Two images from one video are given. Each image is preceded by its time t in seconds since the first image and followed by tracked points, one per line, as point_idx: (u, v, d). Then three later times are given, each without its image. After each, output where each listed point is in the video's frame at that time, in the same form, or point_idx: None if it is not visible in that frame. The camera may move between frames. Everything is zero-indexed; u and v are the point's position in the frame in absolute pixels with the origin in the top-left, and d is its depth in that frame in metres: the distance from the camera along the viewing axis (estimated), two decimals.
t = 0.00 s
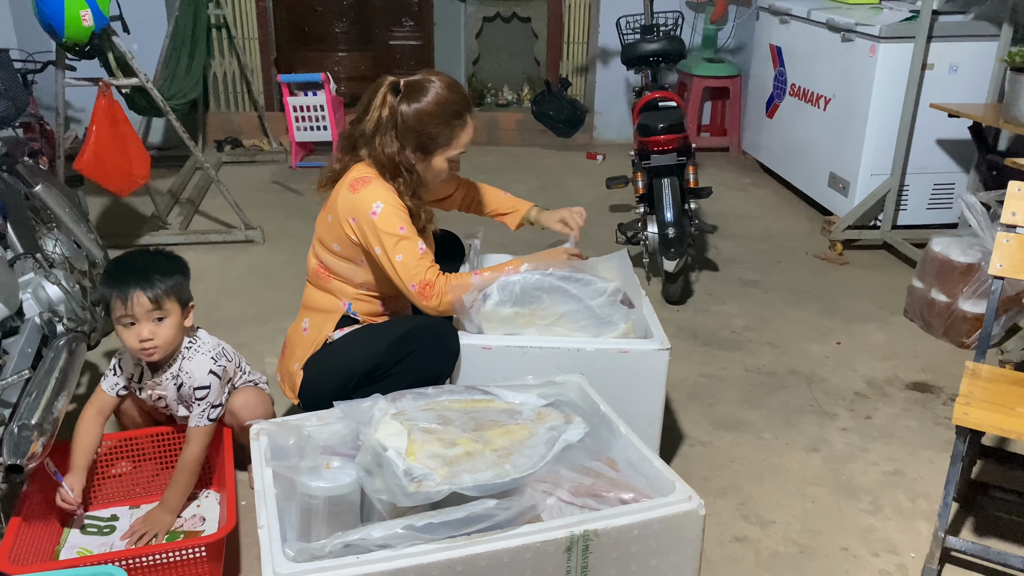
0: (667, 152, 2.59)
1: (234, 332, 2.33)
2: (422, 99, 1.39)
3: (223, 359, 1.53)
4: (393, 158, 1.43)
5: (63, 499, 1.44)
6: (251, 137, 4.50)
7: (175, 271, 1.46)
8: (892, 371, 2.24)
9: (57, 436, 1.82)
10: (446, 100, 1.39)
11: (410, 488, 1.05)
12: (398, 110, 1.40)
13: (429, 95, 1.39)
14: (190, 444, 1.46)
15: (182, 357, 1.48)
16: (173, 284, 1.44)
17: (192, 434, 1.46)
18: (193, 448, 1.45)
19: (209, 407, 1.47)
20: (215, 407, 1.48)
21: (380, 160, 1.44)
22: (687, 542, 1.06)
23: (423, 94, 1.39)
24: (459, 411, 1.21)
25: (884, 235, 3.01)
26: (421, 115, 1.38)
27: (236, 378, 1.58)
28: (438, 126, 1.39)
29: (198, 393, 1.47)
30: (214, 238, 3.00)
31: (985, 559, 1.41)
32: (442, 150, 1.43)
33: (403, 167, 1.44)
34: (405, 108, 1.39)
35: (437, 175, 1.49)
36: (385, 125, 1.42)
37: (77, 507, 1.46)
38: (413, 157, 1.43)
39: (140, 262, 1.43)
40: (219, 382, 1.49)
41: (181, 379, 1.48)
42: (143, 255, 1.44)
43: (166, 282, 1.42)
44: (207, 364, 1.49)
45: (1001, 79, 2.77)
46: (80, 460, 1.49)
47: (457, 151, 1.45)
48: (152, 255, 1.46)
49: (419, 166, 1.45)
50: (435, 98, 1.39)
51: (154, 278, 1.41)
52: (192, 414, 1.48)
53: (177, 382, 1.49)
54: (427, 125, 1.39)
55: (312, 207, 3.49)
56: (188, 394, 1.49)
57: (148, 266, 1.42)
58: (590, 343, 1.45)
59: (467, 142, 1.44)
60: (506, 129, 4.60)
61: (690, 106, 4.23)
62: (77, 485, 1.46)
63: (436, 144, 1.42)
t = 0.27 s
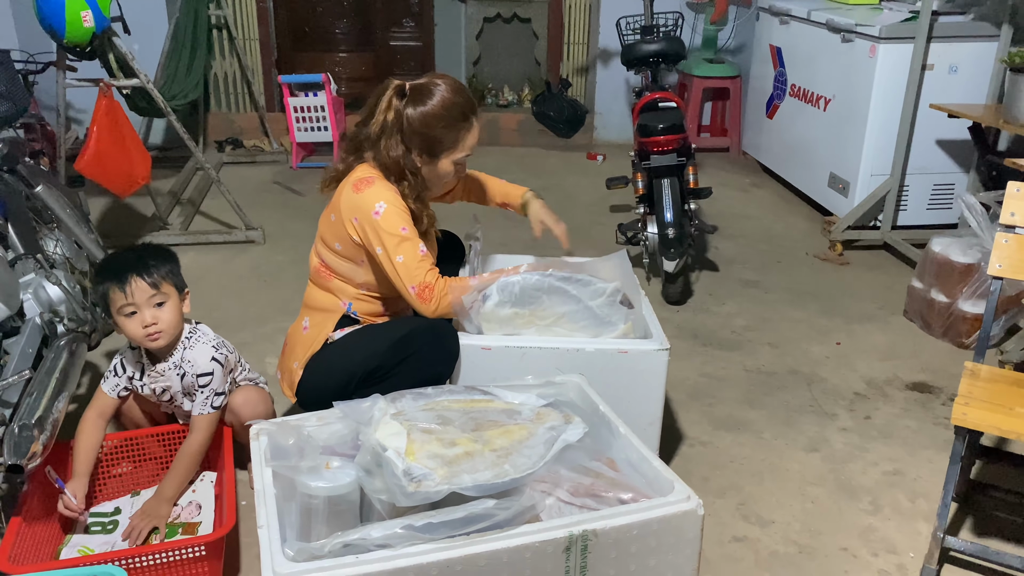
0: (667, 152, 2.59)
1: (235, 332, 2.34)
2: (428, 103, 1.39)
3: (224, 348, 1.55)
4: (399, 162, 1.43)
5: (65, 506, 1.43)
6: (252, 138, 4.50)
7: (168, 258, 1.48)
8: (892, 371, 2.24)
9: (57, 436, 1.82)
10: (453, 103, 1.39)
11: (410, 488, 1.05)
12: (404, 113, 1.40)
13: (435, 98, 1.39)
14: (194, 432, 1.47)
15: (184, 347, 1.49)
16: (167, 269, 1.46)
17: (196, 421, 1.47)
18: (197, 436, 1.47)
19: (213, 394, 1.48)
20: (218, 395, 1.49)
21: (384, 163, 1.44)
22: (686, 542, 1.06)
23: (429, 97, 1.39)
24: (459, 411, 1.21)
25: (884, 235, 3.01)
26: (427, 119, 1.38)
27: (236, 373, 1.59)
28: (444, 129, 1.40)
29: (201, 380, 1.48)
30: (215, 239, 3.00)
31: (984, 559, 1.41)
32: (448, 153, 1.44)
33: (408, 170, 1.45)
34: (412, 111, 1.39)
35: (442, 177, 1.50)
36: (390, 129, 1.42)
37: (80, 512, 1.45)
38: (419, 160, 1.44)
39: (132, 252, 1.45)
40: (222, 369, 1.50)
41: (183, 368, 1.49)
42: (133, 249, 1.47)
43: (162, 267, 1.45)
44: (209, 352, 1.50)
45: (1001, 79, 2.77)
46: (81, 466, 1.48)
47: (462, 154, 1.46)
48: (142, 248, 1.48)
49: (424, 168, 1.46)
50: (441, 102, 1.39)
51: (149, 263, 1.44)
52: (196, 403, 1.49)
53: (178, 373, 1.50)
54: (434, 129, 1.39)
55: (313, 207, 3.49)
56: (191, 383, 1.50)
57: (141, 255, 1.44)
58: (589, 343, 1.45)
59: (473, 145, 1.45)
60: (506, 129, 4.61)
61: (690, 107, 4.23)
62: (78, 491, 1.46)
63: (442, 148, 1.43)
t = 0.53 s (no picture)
0: (667, 152, 2.59)
1: (235, 332, 2.34)
2: (427, 105, 1.39)
3: (222, 349, 1.55)
4: (400, 164, 1.44)
5: (64, 509, 1.45)
6: (252, 138, 4.51)
7: (163, 258, 1.48)
8: (892, 371, 2.24)
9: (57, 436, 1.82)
10: (452, 104, 1.40)
11: (408, 487, 1.05)
12: (404, 115, 1.41)
13: (433, 100, 1.40)
14: (193, 434, 1.47)
15: (182, 348, 1.49)
16: (162, 269, 1.46)
17: (196, 423, 1.48)
18: (197, 438, 1.47)
19: (212, 397, 1.49)
20: (218, 396, 1.50)
21: (384, 164, 1.45)
22: (685, 542, 1.06)
23: (428, 99, 1.40)
24: (457, 410, 1.21)
25: (884, 236, 3.01)
26: (427, 120, 1.39)
27: (234, 372, 1.60)
28: (444, 130, 1.41)
29: (200, 382, 1.49)
30: (215, 239, 3.00)
31: (983, 559, 1.41)
32: (447, 153, 1.45)
33: (408, 172, 1.45)
34: (411, 112, 1.40)
35: (441, 177, 1.51)
36: (389, 131, 1.43)
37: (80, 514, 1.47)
38: (418, 162, 1.45)
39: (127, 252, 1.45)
40: (220, 370, 1.51)
41: (182, 369, 1.49)
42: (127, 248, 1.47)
43: (156, 268, 1.45)
44: (207, 354, 1.50)
45: (1001, 79, 2.77)
46: (80, 468, 1.49)
47: (460, 154, 1.47)
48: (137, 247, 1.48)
49: (424, 169, 1.47)
50: (440, 103, 1.40)
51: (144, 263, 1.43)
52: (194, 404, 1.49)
53: (176, 373, 1.50)
54: (433, 130, 1.40)
55: (313, 207, 3.49)
56: (189, 385, 1.50)
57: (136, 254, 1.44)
58: (588, 342, 1.45)
59: (472, 145, 1.47)
60: (506, 130, 4.60)
61: (690, 107, 4.23)
62: (77, 493, 1.47)
63: (442, 149, 1.44)
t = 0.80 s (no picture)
0: (668, 153, 2.59)
1: (235, 333, 2.34)
2: (412, 103, 1.40)
3: (222, 352, 1.55)
4: (387, 164, 1.43)
5: (82, 509, 1.48)
6: (253, 138, 4.51)
7: (152, 272, 1.43)
8: (893, 372, 2.24)
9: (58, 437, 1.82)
10: (437, 100, 1.40)
11: (409, 489, 1.05)
12: (388, 115, 1.41)
13: (417, 98, 1.40)
14: (194, 437, 1.48)
15: (182, 351, 1.49)
16: (150, 288, 1.41)
17: (195, 426, 1.48)
18: (196, 441, 1.48)
19: (211, 400, 1.49)
20: (217, 400, 1.50)
21: (372, 166, 1.44)
22: (685, 544, 1.06)
23: (412, 97, 1.40)
24: (459, 412, 1.21)
25: (885, 236, 3.01)
26: (412, 118, 1.39)
27: (236, 373, 1.59)
28: (429, 127, 1.41)
29: (199, 386, 1.48)
30: (216, 239, 3.00)
31: (985, 561, 1.41)
32: (436, 150, 1.45)
33: (398, 171, 1.45)
34: (395, 112, 1.40)
35: (432, 176, 1.50)
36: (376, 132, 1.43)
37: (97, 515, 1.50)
38: (407, 161, 1.44)
39: (112, 274, 1.40)
40: (219, 374, 1.51)
41: (180, 373, 1.49)
42: (114, 265, 1.42)
43: (144, 289, 1.40)
44: (207, 358, 1.50)
45: (1002, 80, 2.77)
46: (92, 468, 1.52)
47: (448, 150, 1.46)
48: (124, 261, 1.43)
49: (413, 168, 1.46)
50: (425, 101, 1.40)
51: (128, 288, 1.39)
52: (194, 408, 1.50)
53: (175, 376, 1.50)
54: (420, 128, 1.40)
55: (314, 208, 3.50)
56: (189, 389, 1.50)
57: (121, 276, 1.39)
58: (590, 344, 1.45)
59: (460, 140, 1.46)
60: (507, 130, 4.60)
61: (690, 108, 4.23)
62: (95, 493, 1.50)
63: (429, 146, 1.43)
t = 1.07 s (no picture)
0: (670, 153, 2.59)
1: (237, 333, 2.34)
2: (410, 104, 1.38)
3: (223, 355, 1.54)
4: (385, 165, 1.42)
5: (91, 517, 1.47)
6: (255, 138, 4.50)
7: (140, 289, 1.37)
8: (896, 373, 2.23)
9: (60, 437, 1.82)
10: (435, 102, 1.40)
11: (413, 491, 1.04)
12: (386, 117, 1.40)
13: (416, 99, 1.39)
14: (200, 441, 1.47)
15: (183, 356, 1.49)
16: (138, 309, 1.36)
17: (203, 430, 1.47)
18: (203, 444, 1.46)
19: (215, 402, 1.48)
20: (221, 402, 1.49)
21: (369, 167, 1.44)
22: (690, 547, 1.05)
23: (410, 98, 1.39)
24: (462, 413, 1.21)
25: (888, 236, 3.00)
26: (410, 119, 1.38)
27: (238, 374, 1.59)
28: (427, 128, 1.39)
29: (201, 389, 1.48)
30: (218, 239, 3.00)
31: (989, 563, 1.40)
32: (434, 152, 1.43)
33: (395, 172, 1.44)
34: (393, 113, 1.39)
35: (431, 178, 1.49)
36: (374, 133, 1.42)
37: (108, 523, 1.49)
38: (405, 162, 1.43)
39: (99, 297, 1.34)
40: (221, 376, 1.50)
41: (183, 376, 1.48)
42: (102, 284, 1.36)
43: (131, 313, 1.35)
44: (208, 360, 1.49)
45: (1005, 80, 2.77)
46: (98, 474, 1.49)
47: (447, 152, 1.45)
48: (112, 279, 1.37)
49: (411, 170, 1.45)
50: (423, 102, 1.39)
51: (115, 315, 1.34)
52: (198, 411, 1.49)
53: (177, 380, 1.49)
54: (418, 129, 1.39)
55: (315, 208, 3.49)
56: (192, 392, 1.50)
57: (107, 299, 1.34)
58: (593, 344, 1.45)
59: (458, 141, 1.44)
60: (508, 130, 4.60)
61: (692, 108, 4.22)
62: (103, 501, 1.48)
63: (428, 147, 1.41)
